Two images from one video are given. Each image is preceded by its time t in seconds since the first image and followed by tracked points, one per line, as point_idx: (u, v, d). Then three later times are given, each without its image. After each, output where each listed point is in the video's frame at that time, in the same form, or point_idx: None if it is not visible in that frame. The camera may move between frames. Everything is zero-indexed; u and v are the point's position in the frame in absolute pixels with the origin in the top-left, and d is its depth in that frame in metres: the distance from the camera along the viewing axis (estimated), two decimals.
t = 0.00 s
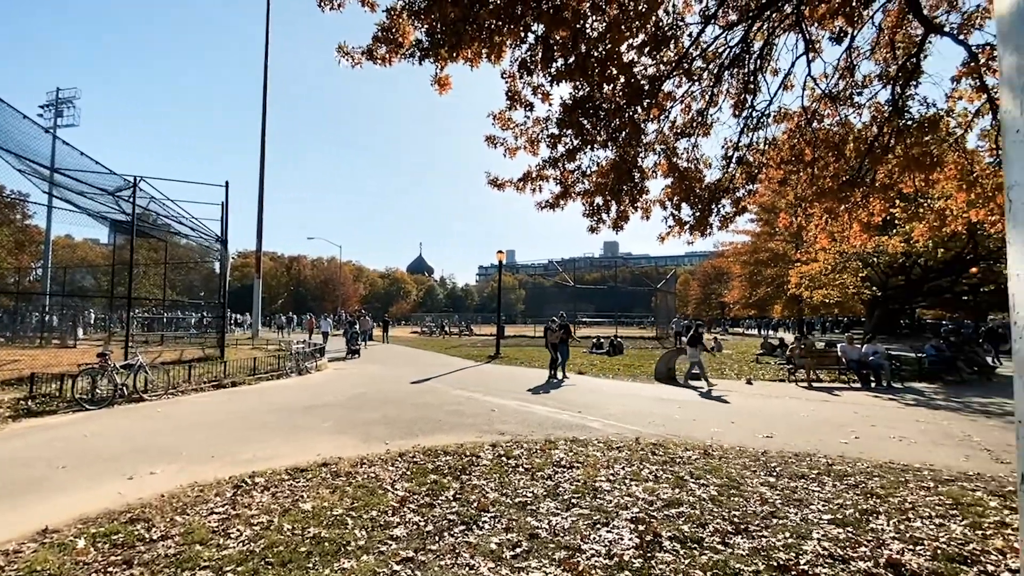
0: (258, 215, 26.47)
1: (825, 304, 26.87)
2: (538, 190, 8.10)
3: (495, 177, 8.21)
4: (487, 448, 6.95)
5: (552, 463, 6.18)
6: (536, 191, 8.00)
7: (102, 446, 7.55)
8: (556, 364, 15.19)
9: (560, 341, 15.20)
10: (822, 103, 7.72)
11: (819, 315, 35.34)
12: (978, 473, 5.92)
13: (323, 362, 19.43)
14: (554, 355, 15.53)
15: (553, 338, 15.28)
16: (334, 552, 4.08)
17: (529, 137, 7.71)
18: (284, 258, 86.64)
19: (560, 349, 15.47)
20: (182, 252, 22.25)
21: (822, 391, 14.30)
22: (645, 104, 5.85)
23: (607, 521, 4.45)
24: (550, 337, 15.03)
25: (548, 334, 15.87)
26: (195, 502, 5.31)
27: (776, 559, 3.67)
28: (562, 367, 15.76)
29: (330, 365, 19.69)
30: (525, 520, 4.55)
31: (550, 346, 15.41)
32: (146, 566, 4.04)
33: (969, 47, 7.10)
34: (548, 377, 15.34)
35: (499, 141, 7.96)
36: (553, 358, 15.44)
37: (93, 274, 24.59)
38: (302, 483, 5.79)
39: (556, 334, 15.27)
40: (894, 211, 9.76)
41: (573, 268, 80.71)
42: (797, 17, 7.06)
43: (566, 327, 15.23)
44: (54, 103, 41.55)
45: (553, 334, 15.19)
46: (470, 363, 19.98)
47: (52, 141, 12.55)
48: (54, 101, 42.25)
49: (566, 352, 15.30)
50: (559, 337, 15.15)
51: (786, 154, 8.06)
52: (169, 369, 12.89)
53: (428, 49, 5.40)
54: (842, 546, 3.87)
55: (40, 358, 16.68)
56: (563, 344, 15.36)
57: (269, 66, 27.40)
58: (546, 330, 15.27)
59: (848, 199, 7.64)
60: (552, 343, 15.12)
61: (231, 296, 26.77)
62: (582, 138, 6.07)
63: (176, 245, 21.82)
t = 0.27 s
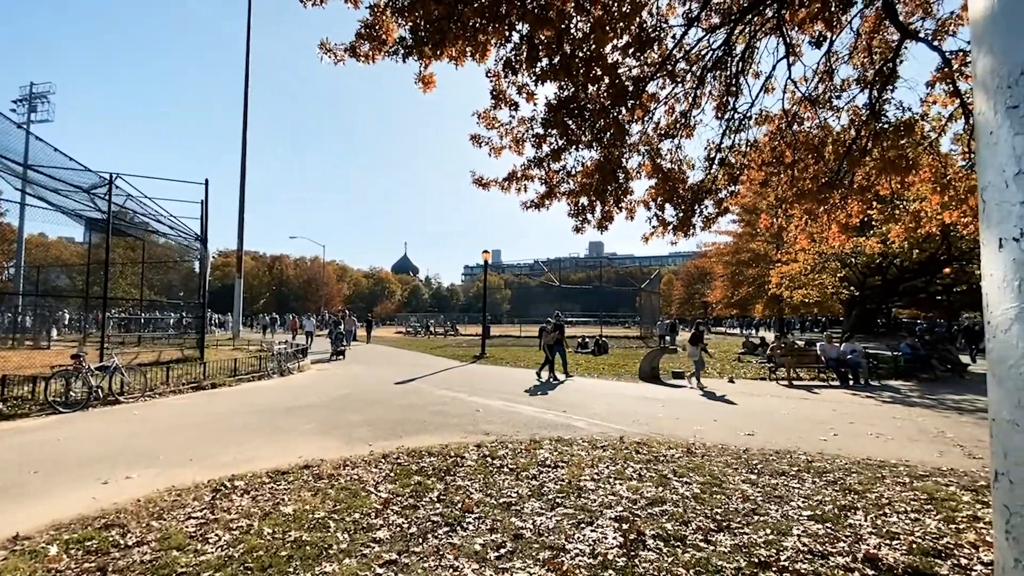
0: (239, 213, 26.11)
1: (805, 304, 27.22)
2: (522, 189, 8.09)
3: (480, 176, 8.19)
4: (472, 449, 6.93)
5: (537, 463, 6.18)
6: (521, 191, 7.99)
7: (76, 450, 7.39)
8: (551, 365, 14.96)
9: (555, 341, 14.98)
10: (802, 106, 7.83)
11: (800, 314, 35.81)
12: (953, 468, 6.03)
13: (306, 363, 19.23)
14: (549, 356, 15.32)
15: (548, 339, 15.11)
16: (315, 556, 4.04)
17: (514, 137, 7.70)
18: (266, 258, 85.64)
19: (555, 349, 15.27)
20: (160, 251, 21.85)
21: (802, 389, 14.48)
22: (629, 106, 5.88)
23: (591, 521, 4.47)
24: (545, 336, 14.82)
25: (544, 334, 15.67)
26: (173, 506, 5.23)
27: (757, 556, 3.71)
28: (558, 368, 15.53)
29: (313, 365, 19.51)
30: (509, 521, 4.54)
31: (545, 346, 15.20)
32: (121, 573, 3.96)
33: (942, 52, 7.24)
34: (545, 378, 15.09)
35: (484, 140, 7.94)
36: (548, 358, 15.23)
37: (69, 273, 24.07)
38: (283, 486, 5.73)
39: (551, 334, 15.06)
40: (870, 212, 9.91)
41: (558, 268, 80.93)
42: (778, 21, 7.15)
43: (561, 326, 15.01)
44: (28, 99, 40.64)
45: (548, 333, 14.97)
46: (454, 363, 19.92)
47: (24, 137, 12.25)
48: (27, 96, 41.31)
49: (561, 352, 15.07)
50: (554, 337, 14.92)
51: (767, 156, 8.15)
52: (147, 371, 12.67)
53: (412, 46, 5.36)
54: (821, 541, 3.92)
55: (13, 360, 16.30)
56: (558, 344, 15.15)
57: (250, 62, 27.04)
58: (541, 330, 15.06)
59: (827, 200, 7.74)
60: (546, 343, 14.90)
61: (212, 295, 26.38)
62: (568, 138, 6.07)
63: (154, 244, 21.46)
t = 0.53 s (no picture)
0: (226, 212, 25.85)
1: (793, 304, 27.42)
2: (514, 189, 8.08)
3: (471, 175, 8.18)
4: (462, 449, 6.92)
5: (528, 462, 6.18)
6: (511, 190, 7.98)
7: (59, 452, 7.29)
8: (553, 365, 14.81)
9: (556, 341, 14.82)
10: (790, 107, 7.89)
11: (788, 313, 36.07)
12: (937, 465, 6.11)
13: (295, 363, 19.11)
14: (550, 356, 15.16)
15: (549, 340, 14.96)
16: (303, 558, 4.01)
17: (505, 136, 7.69)
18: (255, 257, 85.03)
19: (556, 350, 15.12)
20: (145, 251, 21.59)
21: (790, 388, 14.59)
22: (619, 107, 5.89)
23: (581, 520, 4.47)
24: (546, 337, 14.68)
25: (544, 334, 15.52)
26: (158, 509, 5.17)
27: (746, 553, 3.73)
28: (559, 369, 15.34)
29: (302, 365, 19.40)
30: (500, 521, 4.54)
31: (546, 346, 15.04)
32: None
33: (927, 55, 7.33)
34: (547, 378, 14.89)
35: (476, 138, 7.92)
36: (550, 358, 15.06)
37: (52, 273, 23.73)
38: (272, 487, 5.68)
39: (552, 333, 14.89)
40: (856, 212, 10.01)
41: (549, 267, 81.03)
42: (767, 23, 7.19)
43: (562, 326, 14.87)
44: (10, 95, 40.06)
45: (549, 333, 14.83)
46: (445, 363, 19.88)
47: (5, 133, 12.03)
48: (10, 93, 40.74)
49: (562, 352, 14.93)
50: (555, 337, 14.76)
51: (755, 157, 8.20)
52: (132, 371, 12.54)
53: (402, 44, 5.33)
54: (809, 538, 3.95)
55: None
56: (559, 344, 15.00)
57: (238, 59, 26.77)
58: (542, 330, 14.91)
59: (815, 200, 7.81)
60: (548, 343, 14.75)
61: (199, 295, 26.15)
62: (558, 138, 6.07)
63: (140, 243, 21.22)
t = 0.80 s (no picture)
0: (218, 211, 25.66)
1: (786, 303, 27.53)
2: (509, 187, 8.06)
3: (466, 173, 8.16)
4: (457, 448, 6.91)
5: (522, 462, 6.17)
6: (507, 189, 7.97)
7: (48, 453, 7.22)
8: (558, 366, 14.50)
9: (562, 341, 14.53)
10: (783, 107, 7.92)
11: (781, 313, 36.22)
12: (928, 462, 6.15)
13: (288, 362, 19.02)
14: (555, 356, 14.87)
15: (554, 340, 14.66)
16: (296, 559, 3.99)
17: (499, 134, 7.67)
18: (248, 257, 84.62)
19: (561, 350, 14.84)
20: (136, 250, 21.41)
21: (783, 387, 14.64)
22: (614, 106, 5.89)
23: (576, 519, 4.47)
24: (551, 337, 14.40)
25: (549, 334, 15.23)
26: (149, 510, 5.13)
27: (740, 551, 3.74)
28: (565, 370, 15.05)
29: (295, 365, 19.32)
30: (494, 520, 4.53)
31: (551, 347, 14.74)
32: None
33: (918, 57, 7.37)
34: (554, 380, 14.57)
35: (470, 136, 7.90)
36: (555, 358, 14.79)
37: (41, 272, 23.49)
38: (264, 488, 5.65)
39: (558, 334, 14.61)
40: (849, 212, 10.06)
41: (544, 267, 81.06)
42: (761, 23, 7.21)
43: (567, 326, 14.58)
44: None
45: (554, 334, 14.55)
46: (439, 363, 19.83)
47: None
48: None
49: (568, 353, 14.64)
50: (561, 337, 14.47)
51: (749, 157, 8.22)
52: (123, 371, 12.45)
53: (396, 42, 5.30)
54: (802, 536, 3.96)
55: None
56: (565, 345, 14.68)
57: (230, 56, 26.56)
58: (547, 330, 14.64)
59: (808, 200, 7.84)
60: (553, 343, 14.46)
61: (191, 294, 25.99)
62: (554, 137, 6.05)
63: (131, 242, 21.06)
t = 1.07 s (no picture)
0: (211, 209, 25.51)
1: (780, 303, 27.62)
2: (504, 186, 8.06)
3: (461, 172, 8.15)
4: (452, 448, 6.90)
5: (517, 461, 6.17)
6: (502, 188, 7.96)
7: (38, 453, 7.16)
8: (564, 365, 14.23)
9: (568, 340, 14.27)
10: (779, 108, 7.94)
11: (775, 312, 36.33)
12: (920, 462, 6.18)
13: (282, 361, 18.95)
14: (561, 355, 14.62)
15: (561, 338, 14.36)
16: (288, 560, 3.98)
17: (495, 133, 7.67)
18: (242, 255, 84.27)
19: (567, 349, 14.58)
20: (128, 248, 21.28)
21: (776, 386, 14.69)
22: (609, 106, 5.90)
23: (571, 519, 4.47)
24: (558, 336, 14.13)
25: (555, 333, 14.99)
26: (139, 511, 5.10)
27: (734, 551, 3.75)
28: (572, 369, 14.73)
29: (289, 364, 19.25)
30: (489, 520, 4.52)
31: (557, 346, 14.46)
32: None
33: (912, 59, 7.40)
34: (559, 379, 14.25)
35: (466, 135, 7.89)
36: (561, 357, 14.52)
37: (31, 269, 23.31)
38: (256, 488, 5.63)
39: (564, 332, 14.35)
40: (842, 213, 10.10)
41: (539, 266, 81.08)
42: (757, 23, 7.22)
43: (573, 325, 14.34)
44: None
45: (561, 332, 14.30)
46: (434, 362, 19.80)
47: None
48: None
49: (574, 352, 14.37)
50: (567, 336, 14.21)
51: (744, 157, 8.23)
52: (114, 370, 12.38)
53: (391, 38, 5.28)
54: (796, 535, 3.97)
55: None
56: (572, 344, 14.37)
57: (224, 54, 26.39)
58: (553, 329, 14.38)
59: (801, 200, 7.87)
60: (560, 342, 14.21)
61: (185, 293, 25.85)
62: (549, 135, 6.04)
63: (123, 239, 20.92)
